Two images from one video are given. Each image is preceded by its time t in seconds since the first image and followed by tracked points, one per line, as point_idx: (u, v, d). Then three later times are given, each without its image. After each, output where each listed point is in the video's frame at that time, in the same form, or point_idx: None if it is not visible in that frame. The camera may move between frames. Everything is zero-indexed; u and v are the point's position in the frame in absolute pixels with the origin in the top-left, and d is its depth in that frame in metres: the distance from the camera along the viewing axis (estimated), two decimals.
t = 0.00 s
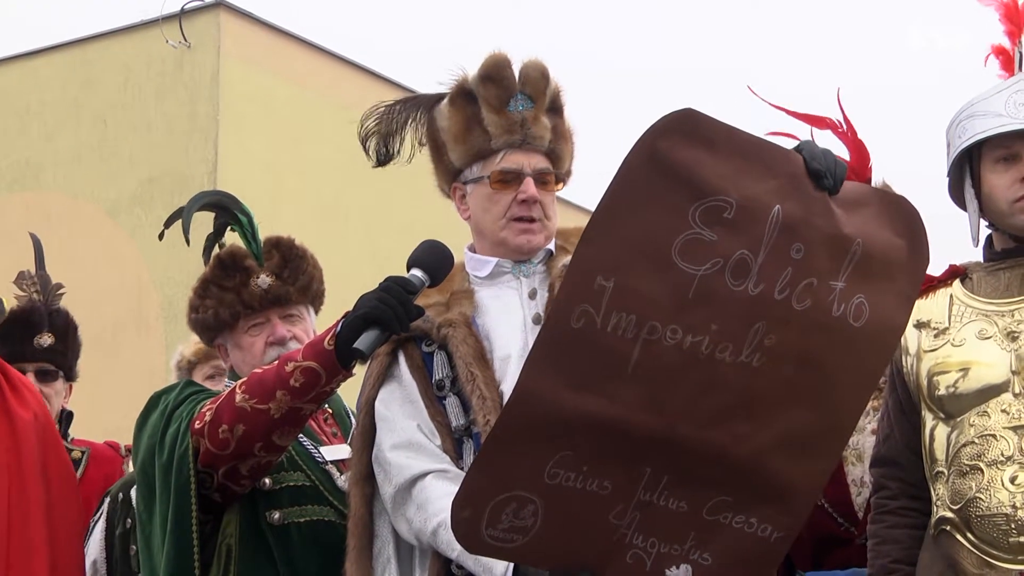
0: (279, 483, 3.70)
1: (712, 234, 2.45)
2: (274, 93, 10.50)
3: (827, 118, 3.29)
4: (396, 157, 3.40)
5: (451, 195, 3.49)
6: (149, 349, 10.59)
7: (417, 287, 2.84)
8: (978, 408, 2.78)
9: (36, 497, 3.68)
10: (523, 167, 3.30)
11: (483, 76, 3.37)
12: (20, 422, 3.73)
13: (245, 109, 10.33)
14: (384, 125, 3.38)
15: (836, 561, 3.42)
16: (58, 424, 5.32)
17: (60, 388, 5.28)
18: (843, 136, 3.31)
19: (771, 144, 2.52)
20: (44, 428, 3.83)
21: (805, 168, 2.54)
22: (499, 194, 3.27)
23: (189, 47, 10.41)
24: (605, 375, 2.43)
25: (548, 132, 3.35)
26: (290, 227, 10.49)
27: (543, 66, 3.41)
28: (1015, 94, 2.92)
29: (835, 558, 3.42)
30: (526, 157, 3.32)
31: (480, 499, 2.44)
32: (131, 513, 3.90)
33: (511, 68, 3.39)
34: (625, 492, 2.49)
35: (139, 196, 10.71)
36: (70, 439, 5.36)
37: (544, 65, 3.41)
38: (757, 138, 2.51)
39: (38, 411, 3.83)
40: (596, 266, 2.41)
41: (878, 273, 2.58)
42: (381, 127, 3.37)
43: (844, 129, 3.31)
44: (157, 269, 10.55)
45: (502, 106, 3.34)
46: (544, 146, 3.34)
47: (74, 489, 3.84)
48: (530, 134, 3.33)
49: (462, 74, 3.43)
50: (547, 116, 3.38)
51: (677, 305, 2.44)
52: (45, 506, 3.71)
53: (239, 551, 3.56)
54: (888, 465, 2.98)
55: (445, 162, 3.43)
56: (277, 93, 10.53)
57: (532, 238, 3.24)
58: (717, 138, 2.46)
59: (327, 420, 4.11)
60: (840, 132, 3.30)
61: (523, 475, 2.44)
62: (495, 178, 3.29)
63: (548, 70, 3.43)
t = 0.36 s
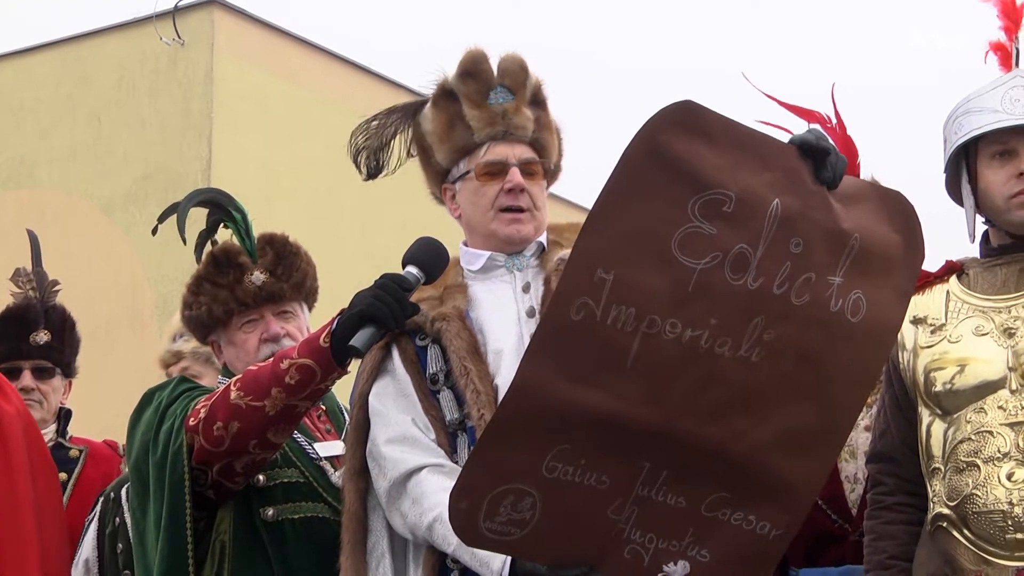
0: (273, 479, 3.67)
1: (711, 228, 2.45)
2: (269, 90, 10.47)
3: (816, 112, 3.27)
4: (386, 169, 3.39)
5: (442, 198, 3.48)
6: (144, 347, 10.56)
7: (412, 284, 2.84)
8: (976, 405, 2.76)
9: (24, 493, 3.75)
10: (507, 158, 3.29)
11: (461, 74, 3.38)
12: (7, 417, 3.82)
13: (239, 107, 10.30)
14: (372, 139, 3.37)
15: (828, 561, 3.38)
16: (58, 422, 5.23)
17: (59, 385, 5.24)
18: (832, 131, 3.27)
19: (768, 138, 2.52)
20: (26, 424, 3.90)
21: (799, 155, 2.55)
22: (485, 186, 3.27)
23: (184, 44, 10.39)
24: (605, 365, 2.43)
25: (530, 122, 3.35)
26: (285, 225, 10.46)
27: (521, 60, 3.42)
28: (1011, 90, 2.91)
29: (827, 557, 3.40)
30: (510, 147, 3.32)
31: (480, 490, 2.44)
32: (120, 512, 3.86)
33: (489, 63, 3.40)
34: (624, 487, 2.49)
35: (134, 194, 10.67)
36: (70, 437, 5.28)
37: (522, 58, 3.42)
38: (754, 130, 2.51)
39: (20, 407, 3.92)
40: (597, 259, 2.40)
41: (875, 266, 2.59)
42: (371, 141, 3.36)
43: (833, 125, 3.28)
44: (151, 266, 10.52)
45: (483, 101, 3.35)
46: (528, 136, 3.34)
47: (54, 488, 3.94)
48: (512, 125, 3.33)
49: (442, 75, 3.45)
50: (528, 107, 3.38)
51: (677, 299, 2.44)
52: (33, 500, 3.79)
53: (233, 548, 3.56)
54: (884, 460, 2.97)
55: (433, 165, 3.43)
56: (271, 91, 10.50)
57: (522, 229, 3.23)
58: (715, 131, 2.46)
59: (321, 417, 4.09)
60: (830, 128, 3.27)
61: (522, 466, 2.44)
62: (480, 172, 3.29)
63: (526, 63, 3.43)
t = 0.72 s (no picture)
0: (274, 477, 3.67)
1: (727, 237, 2.55)
2: (268, 89, 10.46)
3: (814, 109, 3.25)
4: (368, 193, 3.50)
5: (433, 206, 3.49)
6: (144, 344, 10.55)
7: (413, 281, 2.84)
8: (976, 402, 2.77)
9: (16, 491, 3.74)
10: (488, 152, 3.30)
11: (428, 79, 3.39)
12: None
13: (239, 105, 10.30)
14: (357, 165, 3.46)
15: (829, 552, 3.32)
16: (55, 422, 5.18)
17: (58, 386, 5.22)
18: (832, 129, 3.22)
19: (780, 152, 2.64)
20: (16, 423, 3.90)
21: (814, 172, 2.67)
22: (470, 181, 3.28)
23: (183, 43, 10.40)
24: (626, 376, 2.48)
25: (504, 113, 3.35)
26: (284, 223, 10.45)
27: (485, 54, 3.42)
28: (1009, 88, 2.90)
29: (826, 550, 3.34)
30: (489, 141, 3.33)
31: (495, 496, 2.50)
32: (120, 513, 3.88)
33: (453, 63, 3.41)
34: (639, 495, 2.55)
35: (133, 192, 10.66)
36: (69, 437, 5.22)
37: (485, 53, 3.42)
38: (762, 143, 2.63)
39: (12, 408, 3.92)
40: (613, 263, 2.49)
41: (892, 283, 2.67)
42: (355, 168, 3.46)
43: (834, 124, 3.23)
44: (150, 264, 10.52)
45: (455, 100, 3.36)
46: (504, 126, 3.35)
47: (44, 489, 3.93)
48: (487, 118, 3.34)
49: (413, 84, 3.46)
50: (499, 99, 3.39)
51: (695, 308, 2.52)
52: (25, 500, 3.79)
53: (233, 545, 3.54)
54: (886, 459, 2.97)
55: (417, 174, 3.44)
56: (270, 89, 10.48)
57: (513, 224, 3.23)
58: (724, 141, 2.60)
59: (320, 414, 4.09)
60: (830, 126, 3.23)
61: (539, 474, 2.50)
62: (462, 170, 3.30)
63: (491, 57, 3.44)
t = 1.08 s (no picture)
0: (276, 473, 3.68)
1: (742, 232, 2.56)
2: (269, 86, 10.45)
3: (818, 107, 3.25)
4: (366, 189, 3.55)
5: (433, 205, 3.47)
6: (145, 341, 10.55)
7: (416, 277, 2.84)
8: (977, 399, 2.77)
9: (13, 489, 3.74)
10: (493, 148, 3.30)
11: (429, 76, 3.38)
12: None
13: (240, 103, 10.29)
14: (348, 162, 3.50)
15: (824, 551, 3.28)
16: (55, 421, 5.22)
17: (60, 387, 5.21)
18: (832, 126, 3.20)
19: (800, 150, 2.65)
20: (13, 420, 3.90)
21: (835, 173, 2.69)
22: (476, 177, 3.28)
23: (184, 40, 10.39)
24: (632, 374, 2.50)
25: (507, 110, 3.37)
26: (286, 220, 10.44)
27: (485, 52, 3.43)
28: (1009, 86, 2.88)
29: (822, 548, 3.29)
30: (493, 137, 3.34)
31: (498, 478, 2.49)
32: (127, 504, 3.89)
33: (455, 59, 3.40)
34: (645, 491, 2.53)
35: (134, 189, 10.67)
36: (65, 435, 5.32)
37: (485, 51, 3.43)
38: (788, 141, 2.64)
39: (9, 404, 3.92)
40: (626, 252, 2.50)
41: (907, 289, 2.68)
42: (347, 165, 3.50)
43: (834, 120, 3.21)
44: (151, 261, 10.52)
45: (458, 97, 3.35)
46: (508, 124, 3.36)
47: (40, 486, 3.93)
48: (491, 115, 3.34)
49: (411, 82, 3.45)
50: (501, 97, 3.40)
51: (705, 301, 2.54)
52: (21, 497, 3.78)
53: (235, 541, 3.54)
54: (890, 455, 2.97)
55: (417, 172, 3.42)
56: (270, 87, 10.47)
57: (520, 207, 3.22)
58: (750, 137, 2.60)
59: (321, 411, 4.10)
60: (831, 122, 3.21)
61: (543, 457, 2.49)
62: (467, 166, 3.30)
63: (491, 55, 3.45)
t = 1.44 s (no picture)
0: (283, 470, 3.68)
1: (750, 234, 2.57)
2: (273, 82, 10.45)
3: (825, 107, 3.25)
4: (370, 193, 3.49)
5: (435, 204, 3.46)
6: (150, 337, 10.58)
7: (423, 276, 2.84)
8: (982, 395, 2.77)
9: (19, 485, 3.74)
10: (498, 149, 3.31)
11: (433, 76, 3.39)
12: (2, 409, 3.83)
13: (244, 99, 10.29)
14: (352, 163, 3.47)
15: (832, 549, 3.26)
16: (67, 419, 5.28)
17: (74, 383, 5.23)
18: (840, 125, 3.20)
19: (804, 149, 2.66)
20: (19, 417, 3.91)
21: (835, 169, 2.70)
22: (482, 177, 3.29)
23: (189, 36, 10.36)
24: (640, 371, 2.51)
25: (511, 110, 3.38)
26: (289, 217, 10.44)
27: (488, 52, 3.44)
28: (1014, 84, 2.88)
29: (830, 546, 3.26)
30: (498, 138, 3.34)
31: (514, 488, 2.53)
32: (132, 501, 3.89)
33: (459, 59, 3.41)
34: (652, 492, 2.58)
35: (138, 186, 10.70)
36: (81, 432, 5.31)
37: (488, 51, 3.44)
38: (789, 140, 2.65)
39: (15, 401, 3.93)
40: (643, 262, 2.51)
41: (904, 279, 2.70)
42: (350, 166, 3.46)
43: (842, 119, 3.21)
44: (156, 258, 10.55)
45: (463, 97, 3.36)
46: (512, 124, 3.37)
47: (46, 483, 3.94)
48: (496, 115, 3.35)
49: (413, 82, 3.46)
50: (504, 97, 3.41)
51: (716, 304, 2.54)
52: (27, 493, 3.79)
53: (242, 539, 3.56)
54: (897, 452, 2.96)
55: (420, 171, 3.42)
56: (276, 82, 10.48)
57: (528, 214, 3.22)
58: (755, 139, 2.60)
59: (330, 408, 4.13)
60: (838, 122, 3.21)
61: (559, 468, 2.53)
62: (473, 167, 3.31)
63: (493, 55, 3.46)
